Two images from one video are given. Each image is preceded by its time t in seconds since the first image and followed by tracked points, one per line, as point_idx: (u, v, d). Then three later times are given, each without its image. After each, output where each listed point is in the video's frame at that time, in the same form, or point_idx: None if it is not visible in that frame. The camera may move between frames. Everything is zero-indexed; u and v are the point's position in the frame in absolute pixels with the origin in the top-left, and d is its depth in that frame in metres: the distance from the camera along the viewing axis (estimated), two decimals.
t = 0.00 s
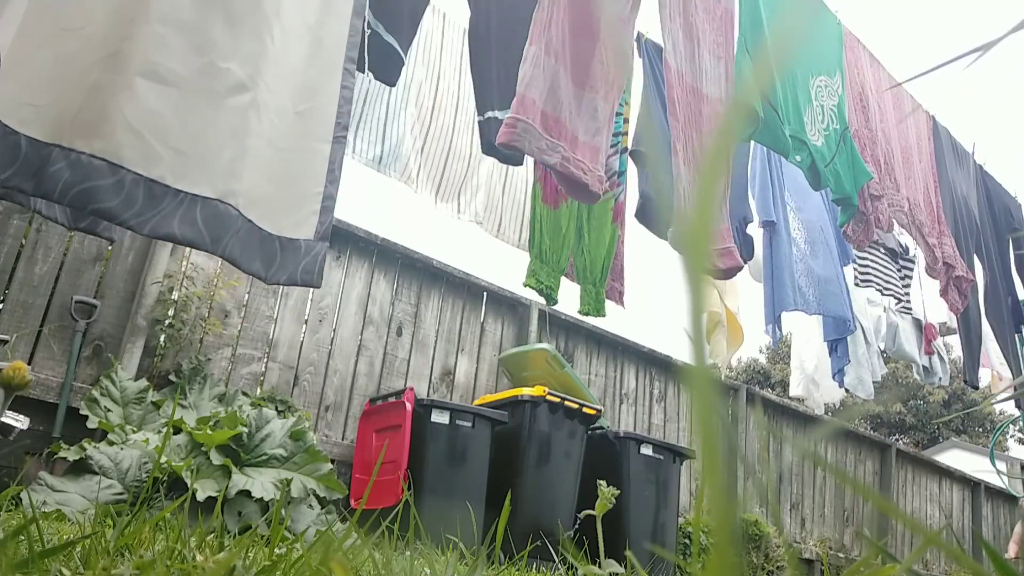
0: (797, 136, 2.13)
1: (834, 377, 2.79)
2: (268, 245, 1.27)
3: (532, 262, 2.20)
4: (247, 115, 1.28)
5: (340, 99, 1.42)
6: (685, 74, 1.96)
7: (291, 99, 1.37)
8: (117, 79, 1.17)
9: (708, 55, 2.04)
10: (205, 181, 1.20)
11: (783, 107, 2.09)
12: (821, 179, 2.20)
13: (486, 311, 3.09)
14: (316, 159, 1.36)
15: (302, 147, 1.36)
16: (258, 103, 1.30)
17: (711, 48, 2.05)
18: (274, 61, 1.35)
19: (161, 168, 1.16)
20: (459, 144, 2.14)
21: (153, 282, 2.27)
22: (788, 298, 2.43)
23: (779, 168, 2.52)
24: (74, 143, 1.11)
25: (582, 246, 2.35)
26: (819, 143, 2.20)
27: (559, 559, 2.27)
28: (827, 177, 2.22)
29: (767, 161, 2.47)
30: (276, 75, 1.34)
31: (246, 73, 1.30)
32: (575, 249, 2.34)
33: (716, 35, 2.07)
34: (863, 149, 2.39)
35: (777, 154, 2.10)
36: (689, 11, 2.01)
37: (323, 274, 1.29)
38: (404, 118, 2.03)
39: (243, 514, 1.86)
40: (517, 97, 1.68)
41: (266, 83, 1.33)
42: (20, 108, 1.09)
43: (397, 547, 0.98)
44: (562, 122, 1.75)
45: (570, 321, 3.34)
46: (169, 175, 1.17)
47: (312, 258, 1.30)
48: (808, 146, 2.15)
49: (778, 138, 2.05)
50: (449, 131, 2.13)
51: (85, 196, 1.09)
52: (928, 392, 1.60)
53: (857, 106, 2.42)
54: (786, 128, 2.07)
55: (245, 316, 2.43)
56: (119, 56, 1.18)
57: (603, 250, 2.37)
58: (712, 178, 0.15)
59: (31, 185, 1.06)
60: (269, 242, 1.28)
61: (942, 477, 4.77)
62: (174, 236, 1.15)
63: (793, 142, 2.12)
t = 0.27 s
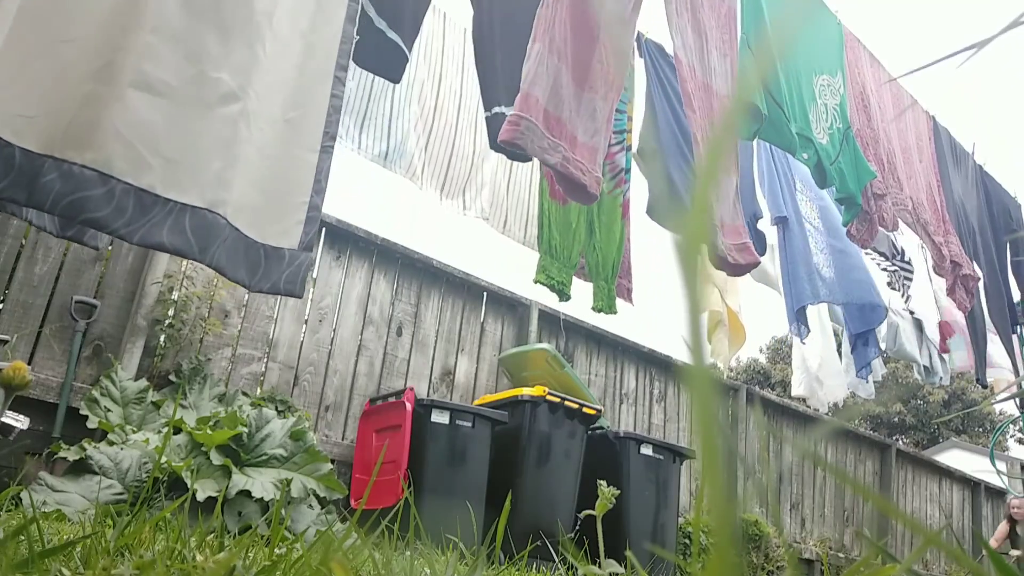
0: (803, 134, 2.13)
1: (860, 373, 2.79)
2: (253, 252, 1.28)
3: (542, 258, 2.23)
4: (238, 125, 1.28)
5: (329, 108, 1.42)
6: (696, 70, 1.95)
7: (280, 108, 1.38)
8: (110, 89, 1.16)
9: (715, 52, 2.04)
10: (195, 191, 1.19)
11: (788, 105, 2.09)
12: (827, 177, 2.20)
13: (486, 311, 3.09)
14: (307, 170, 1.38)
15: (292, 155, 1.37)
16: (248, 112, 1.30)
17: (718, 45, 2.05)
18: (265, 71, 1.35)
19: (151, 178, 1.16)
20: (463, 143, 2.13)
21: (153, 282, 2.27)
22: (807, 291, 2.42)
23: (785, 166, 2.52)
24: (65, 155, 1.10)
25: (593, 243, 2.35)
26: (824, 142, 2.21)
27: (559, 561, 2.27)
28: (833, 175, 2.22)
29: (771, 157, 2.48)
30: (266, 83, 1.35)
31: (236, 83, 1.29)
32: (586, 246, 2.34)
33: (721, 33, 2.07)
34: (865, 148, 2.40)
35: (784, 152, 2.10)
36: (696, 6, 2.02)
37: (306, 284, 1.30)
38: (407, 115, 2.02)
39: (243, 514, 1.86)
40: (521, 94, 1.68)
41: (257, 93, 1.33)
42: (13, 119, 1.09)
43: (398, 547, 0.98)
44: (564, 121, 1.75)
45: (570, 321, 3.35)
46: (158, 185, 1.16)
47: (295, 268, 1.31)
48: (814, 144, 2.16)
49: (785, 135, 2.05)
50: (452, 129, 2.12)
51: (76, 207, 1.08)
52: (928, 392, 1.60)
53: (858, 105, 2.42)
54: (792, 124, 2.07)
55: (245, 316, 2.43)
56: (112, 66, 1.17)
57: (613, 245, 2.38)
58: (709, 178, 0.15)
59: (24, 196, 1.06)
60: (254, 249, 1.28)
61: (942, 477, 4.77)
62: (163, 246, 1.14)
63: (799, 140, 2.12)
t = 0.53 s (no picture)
0: (799, 136, 2.13)
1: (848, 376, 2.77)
2: (249, 257, 1.27)
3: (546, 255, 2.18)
4: (229, 130, 1.28)
5: (326, 111, 1.41)
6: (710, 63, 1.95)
7: (277, 112, 1.37)
8: (103, 97, 1.17)
9: (719, 52, 2.01)
10: (188, 197, 1.21)
11: (783, 107, 2.09)
12: (822, 179, 2.20)
13: (486, 311, 3.09)
14: (302, 170, 1.36)
15: (289, 157, 1.36)
16: (241, 118, 1.31)
17: (722, 43, 2.03)
18: (258, 75, 1.35)
19: (145, 184, 1.17)
20: (472, 135, 2.15)
21: (153, 282, 2.27)
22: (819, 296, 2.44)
23: (780, 167, 2.52)
24: (60, 161, 1.11)
25: (598, 240, 2.35)
26: (819, 144, 2.20)
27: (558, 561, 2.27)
28: (827, 177, 2.21)
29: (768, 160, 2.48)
30: (260, 87, 1.35)
31: (230, 88, 1.30)
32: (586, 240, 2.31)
33: (725, 31, 2.06)
34: (860, 150, 2.39)
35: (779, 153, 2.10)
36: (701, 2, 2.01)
37: (301, 286, 1.30)
38: (414, 111, 2.01)
39: (243, 514, 1.87)
40: (552, 75, 1.70)
41: (251, 96, 1.34)
42: (12, 129, 1.09)
43: (397, 547, 0.98)
44: (599, 102, 1.76)
45: (570, 321, 3.35)
46: (151, 191, 1.17)
47: (292, 270, 1.30)
48: (809, 146, 2.15)
49: (780, 136, 2.05)
50: (460, 123, 2.13)
51: (70, 213, 1.10)
52: (928, 392, 1.60)
53: (854, 106, 2.42)
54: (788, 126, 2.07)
55: (245, 316, 2.44)
56: (107, 74, 1.18)
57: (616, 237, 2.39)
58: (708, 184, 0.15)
59: (20, 203, 1.07)
60: (250, 253, 1.28)
61: (942, 477, 4.77)
62: (156, 251, 1.16)
63: (795, 142, 2.12)
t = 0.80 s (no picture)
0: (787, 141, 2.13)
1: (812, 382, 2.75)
2: (252, 254, 1.29)
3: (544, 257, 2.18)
4: (232, 128, 1.27)
5: (324, 111, 1.43)
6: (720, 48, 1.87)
7: (276, 112, 1.37)
8: (104, 98, 1.17)
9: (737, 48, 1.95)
10: (190, 195, 1.20)
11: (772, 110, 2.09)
12: (808, 185, 2.17)
13: (486, 311, 3.09)
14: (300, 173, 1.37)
15: (289, 158, 1.36)
16: (243, 115, 1.30)
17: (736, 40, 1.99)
18: (261, 74, 1.34)
19: (146, 182, 1.16)
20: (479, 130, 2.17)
21: (153, 282, 2.27)
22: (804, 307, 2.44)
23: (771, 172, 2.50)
24: (62, 162, 1.11)
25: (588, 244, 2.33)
26: (807, 148, 2.19)
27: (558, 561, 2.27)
28: (813, 182, 2.19)
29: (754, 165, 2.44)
30: (262, 86, 1.35)
31: (231, 87, 1.29)
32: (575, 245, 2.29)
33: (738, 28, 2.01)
34: (852, 154, 2.38)
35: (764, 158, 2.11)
36: None
37: (304, 284, 1.32)
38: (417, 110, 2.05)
39: (243, 514, 1.87)
40: (546, 80, 1.71)
41: (253, 94, 1.33)
42: (14, 131, 1.10)
43: (397, 547, 0.98)
44: (596, 104, 1.75)
45: (570, 321, 3.34)
46: (153, 189, 1.17)
47: (294, 268, 1.33)
48: (796, 150, 2.14)
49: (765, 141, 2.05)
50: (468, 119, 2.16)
51: (72, 213, 1.11)
52: (928, 393, 1.60)
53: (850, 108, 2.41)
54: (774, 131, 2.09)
55: (245, 315, 2.43)
56: (107, 75, 1.18)
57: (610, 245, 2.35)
58: (706, 187, 0.15)
59: (23, 205, 1.10)
60: (252, 250, 1.30)
61: (942, 477, 4.77)
62: (160, 249, 1.17)
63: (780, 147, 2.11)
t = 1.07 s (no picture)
0: (794, 138, 2.13)
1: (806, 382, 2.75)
2: (257, 253, 1.28)
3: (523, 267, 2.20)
4: (235, 125, 1.28)
5: (330, 108, 1.42)
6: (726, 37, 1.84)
7: (282, 109, 1.37)
8: (105, 96, 1.17)
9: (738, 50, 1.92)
10: (193, 191, 1.21)
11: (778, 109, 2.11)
12: (815, 181, 2.18)
13: (486, 311, 3.09)
14: (304, 169, 1.36)
15: (292, 155, 1.36)
16: (247, 113, 1.30)
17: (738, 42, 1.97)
18: (264, 71, 1.34)
19: (150, 180, 1.17)
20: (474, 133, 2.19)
21: (153, 282, 2.26)
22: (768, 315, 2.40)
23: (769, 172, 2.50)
24: (66, 160, 1.12)
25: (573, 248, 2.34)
26: (814, 144, 2.19)
27: (558, 561, 2.27)
28: (822, 179, 2.19)
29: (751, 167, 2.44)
30: (266, 84, 1.34)
31: (235, 83, 1.29)
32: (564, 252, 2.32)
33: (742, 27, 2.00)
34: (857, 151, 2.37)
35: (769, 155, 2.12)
36: None
37: (310, 282, 1.31)
38: (409, 118, 2.05)
39: (243, 514, 1.87)
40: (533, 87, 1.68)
41: (256, 92, 1.32)
42: (16, 128, 1.10)
43: (397, 547, 0.98)
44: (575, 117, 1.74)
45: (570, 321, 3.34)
46: (157, 188, 1.18)
47: (299, 267, 1.32)
48: (802, 147, 2.15)
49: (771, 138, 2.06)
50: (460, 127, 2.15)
51: (75, 211, 1.11)
52: (929, 393, 1.60)
53: (855, 106, 2.41)
54: (781, 128, 2.10)
55: (245, 316, 2.43)
56: (110, 72, 1.18)
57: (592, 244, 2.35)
58: (703, 191, 0.15)
59: (25, 202, 1.09)
60: (256, 248, 1.29)
61: (942, 477, 4.77)
62: (163, 248, 1.17)
63: (786, 144, 2.12)
